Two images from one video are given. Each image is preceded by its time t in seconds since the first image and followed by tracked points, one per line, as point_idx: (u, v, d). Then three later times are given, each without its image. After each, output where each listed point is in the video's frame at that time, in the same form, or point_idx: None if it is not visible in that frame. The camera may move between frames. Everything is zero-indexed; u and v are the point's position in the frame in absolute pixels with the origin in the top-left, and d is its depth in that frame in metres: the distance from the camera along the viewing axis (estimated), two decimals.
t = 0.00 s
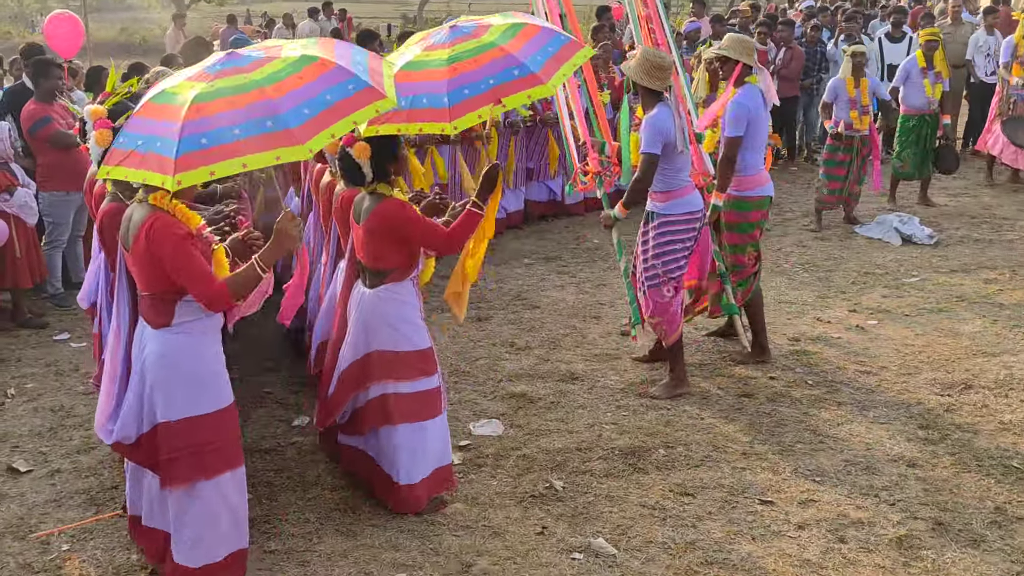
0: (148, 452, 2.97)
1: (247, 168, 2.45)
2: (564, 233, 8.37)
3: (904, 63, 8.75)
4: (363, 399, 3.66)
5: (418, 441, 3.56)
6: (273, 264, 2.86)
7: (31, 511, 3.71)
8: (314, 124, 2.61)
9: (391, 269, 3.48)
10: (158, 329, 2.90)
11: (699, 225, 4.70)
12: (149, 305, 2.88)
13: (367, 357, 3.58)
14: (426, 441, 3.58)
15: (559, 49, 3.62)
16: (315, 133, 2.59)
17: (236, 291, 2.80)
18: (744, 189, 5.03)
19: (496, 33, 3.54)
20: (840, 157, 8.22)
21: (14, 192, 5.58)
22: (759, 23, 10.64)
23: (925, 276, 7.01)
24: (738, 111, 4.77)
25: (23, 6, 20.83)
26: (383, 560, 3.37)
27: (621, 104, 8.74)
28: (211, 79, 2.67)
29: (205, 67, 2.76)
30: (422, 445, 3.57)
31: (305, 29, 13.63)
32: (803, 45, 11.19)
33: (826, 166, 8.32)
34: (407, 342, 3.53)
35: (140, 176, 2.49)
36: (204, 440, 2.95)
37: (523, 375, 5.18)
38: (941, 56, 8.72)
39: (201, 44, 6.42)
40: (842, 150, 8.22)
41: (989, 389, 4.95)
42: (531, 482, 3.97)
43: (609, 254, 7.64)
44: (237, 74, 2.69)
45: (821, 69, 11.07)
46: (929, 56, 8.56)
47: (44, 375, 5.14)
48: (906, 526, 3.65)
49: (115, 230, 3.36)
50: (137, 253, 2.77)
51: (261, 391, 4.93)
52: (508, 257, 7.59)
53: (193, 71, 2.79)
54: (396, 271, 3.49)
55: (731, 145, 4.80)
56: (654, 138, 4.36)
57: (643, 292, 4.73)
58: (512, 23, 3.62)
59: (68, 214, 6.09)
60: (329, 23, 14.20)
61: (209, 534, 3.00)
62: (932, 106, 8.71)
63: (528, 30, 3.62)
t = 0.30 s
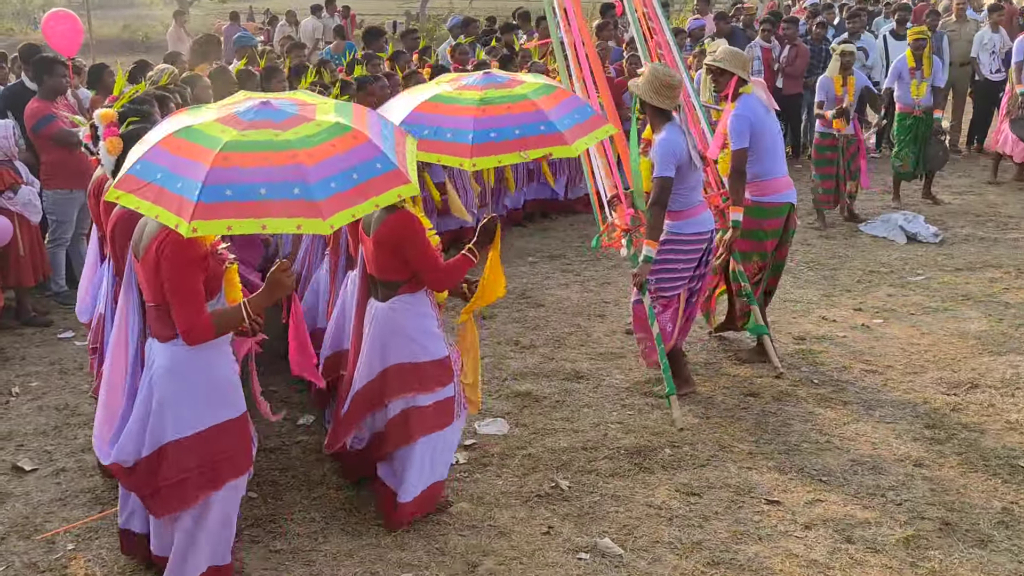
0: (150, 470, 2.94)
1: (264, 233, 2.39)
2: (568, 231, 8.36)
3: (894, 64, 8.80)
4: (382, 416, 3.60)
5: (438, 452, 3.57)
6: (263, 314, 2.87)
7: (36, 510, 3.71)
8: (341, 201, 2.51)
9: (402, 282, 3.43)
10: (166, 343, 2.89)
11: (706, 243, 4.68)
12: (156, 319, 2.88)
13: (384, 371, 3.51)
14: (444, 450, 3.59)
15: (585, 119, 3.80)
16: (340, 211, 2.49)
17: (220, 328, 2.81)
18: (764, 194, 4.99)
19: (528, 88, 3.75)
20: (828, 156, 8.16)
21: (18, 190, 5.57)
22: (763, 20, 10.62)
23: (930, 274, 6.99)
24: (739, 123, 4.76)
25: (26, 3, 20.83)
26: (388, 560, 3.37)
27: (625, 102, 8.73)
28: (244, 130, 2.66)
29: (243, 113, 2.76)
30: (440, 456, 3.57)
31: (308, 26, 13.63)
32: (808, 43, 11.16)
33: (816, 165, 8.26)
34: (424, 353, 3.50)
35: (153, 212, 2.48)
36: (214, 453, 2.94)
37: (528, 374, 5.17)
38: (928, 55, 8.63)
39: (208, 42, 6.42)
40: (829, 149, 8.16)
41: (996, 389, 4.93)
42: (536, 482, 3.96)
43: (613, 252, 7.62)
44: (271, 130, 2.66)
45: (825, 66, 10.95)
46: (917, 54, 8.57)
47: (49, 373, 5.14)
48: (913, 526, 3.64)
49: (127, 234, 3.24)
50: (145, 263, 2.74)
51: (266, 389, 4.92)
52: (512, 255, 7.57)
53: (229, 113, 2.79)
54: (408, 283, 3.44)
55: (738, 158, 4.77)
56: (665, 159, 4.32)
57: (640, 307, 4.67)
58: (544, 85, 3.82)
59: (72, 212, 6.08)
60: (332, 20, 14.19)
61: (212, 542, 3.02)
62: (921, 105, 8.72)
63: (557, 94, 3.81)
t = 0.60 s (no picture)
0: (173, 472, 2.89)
1: (278, 183, 2.42)
2: (571, 228, 8.35)
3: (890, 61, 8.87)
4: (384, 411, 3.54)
5: (446, 444, 3.55)
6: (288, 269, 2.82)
7: (39, 506, 3.71)
8: (347, 139, 2.58)
9: (410, 271, 3.44)
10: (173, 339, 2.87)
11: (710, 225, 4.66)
12: (160, 314, 2.87)
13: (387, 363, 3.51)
14: (454, 440, 3.56)
15: (579, 43, 3.83)
16: (349, 148, 2.56)
17: (250, 298, 2.78)
18: (757, 189, 5.01)
19: (514, 25, 3.78)
20: (825, 154, 8.18)
21: (20, 186, 5.58)
22: (765, 17, 10.60)
23: (934, 271, 6.98)
24: (747, 114, 4.71)
25: (28, 1, 20.88)
26: (391, 556, 3.37)
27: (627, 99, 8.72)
28: (235, 84, 2.64)
29: (230, 69, 2.73)
30: (450, 446, 3.56)
31: (310, 24, 13.65)
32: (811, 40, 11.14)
33: (814, 163, 8.29)
34: (426, 344, 3.50)
35: (162, 184, 2.45)
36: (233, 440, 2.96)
37: (531, 370, 5.16)
38: (925, 52, 8.76)
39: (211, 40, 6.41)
40: (826, 146, 8.18)
41: (999, 385, 4.92)
42: (539, 478, 3.96)
43: (616, 249, 7.61)
44: (263, 81, 2.66)
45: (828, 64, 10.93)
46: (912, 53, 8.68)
47: (52, 369, 5.14)
48: (916, 522, 3.63)
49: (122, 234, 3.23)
50: (150, 259, 2.71)
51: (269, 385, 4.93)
52: (515, 252, 7.57)
53: (215, 70, 2.75)
54: (415, 272, 3.45)
55: (743, 151, 4.73)
56: (666, 141, 4.32)
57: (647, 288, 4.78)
58: (528, 21, 3.86)
59: (74, 209, 6.08)
60: (334, 17, 14.18)
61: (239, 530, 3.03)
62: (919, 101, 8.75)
63: (544, 25, 3.84)
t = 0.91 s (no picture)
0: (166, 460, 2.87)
1: (316, 222, 2.40)
2: (572, 223, 8.33)
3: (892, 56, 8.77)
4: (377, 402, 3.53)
5: (434, 444, 3.54)
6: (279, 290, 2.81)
7: (39, 499, 3.71)
8: (385, 184, 2.56)
9: (412, 263, 3.42)
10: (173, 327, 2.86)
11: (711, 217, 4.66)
12: (162, 303, 2.84)
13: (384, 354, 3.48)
14: (443, 438, 3.54)
15: (610, 84, 3.84)
16: (386, 194, 2.54)
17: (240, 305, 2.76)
18: (750, 178, 5.03)
19: (552, 56, 3.78)
20: (829, 153, 8.15)
21: (20, 181, 5.57)
22: (767, 12, 10.58)
23: (936, 266, 6.96)
24: (744, 111, 4.71)
25: None
26: (390, 549, 3.36)
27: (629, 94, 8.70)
28: (274, 113, 2.62)
29: (266, 95, 2.70)
30: (438, 446, 3.54)
31: (311, 20, 13.66)
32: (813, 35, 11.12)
33: (817, 163, 8.24)
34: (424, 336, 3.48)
35: (194, 206, 2.40)
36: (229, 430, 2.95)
37: (531, 364, 5.16)
38: (928, 45, 8.56)
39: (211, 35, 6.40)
40: (829, 146, 8.16)
41: (1001, 379, 4.91)
42: (539, 471, 3.95)
43: (617, 245, 7.60)
44: (303, 114, 2.64)
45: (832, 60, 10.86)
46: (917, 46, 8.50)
47: (52, 363, 5.14)
48: (917, 515, 3.62)
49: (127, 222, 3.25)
50: (153, 248, 2.71)
51: (269, 379, 4.92)
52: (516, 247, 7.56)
53: (251, 94, 2.72)
54: (417, 265, 3.43)
55: (739, 148, 4.79)
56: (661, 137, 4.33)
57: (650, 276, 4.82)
58: (564, 54, 3.86)
59: (75, 203, 6.08)
60: (336, 13, 14.18)
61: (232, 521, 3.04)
62: (917, 96, 8.67)
63: (580, 61, 3.84)
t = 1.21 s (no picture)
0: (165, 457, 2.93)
1: (304, 200, 2.45)
2: (572, 222, 8.35)
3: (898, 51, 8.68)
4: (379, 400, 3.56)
5: (438, 439, 3.55)
6: (283, 266, 2.85)
7: (40, 496, 3.73)
8: (370, 157, 2.61)
9: (403, 263, 3.46)
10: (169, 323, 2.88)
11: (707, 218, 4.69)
12: (156, 299, 2.85)
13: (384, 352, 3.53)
14: (447, 431, 3.55)
15: (584, 52, 3.87)
16: (372, 167, 2.59)
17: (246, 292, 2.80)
18: (748, 175, 5.04)
19: (521, 31, 3.81)
20: (837, 146, 8.13)
21: (21, 180, 5.59)
22: (767, 11, 10.58)
23: (935, 265, 6.97)
24: (745, 101, 4.75)
25: None
26: (389, 546, 3.38)
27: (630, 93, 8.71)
28: (256, 95, 2.64)
29: (248, 76, 2.70)
30: (442, 439, 3.55)
31: (312, 19, 13.69)
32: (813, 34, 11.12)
33: (824, 156, 8.24)
34: (424, 333, 3.51)
35: (183, 193, 2.43)
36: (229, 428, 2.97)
37: (530, 363, 5.18)
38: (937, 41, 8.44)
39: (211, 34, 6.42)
40: (838, 138, 8.12)
41: (999, 378, 4.92)
42: (538, 469, 3.97)
43: (617, 244, 7.61)
44: (285, 93, 2.66)
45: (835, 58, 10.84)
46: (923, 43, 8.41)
47: (53, 362, 5.17)
48: (914, 513, 3.64)
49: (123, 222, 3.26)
50: (149, 247, 2.72)
51: (269, 378, 4.94)
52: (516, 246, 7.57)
53: (232, 77, 2.73)
54: (409, 264, 3.47)
55: (737, 139, 4.82)
56: (664, 133, 4.34)
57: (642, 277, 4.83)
58: (536, 25, 3.88)
59: (76, 202, 6.10)
60: (338, 12, 14.19)
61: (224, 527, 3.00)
62: (922, 94, 8.64)
63: (552, 31, 3.86)
